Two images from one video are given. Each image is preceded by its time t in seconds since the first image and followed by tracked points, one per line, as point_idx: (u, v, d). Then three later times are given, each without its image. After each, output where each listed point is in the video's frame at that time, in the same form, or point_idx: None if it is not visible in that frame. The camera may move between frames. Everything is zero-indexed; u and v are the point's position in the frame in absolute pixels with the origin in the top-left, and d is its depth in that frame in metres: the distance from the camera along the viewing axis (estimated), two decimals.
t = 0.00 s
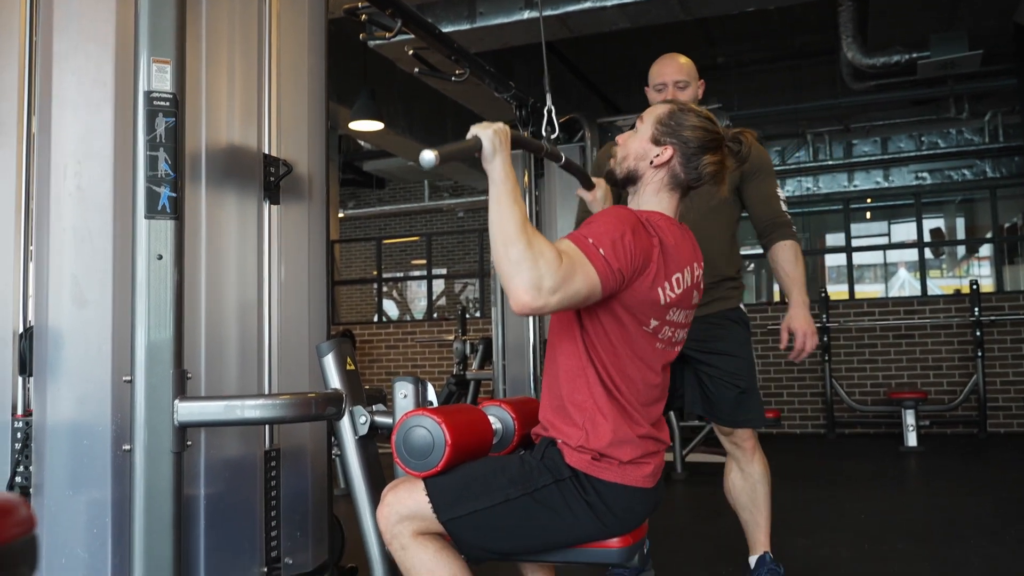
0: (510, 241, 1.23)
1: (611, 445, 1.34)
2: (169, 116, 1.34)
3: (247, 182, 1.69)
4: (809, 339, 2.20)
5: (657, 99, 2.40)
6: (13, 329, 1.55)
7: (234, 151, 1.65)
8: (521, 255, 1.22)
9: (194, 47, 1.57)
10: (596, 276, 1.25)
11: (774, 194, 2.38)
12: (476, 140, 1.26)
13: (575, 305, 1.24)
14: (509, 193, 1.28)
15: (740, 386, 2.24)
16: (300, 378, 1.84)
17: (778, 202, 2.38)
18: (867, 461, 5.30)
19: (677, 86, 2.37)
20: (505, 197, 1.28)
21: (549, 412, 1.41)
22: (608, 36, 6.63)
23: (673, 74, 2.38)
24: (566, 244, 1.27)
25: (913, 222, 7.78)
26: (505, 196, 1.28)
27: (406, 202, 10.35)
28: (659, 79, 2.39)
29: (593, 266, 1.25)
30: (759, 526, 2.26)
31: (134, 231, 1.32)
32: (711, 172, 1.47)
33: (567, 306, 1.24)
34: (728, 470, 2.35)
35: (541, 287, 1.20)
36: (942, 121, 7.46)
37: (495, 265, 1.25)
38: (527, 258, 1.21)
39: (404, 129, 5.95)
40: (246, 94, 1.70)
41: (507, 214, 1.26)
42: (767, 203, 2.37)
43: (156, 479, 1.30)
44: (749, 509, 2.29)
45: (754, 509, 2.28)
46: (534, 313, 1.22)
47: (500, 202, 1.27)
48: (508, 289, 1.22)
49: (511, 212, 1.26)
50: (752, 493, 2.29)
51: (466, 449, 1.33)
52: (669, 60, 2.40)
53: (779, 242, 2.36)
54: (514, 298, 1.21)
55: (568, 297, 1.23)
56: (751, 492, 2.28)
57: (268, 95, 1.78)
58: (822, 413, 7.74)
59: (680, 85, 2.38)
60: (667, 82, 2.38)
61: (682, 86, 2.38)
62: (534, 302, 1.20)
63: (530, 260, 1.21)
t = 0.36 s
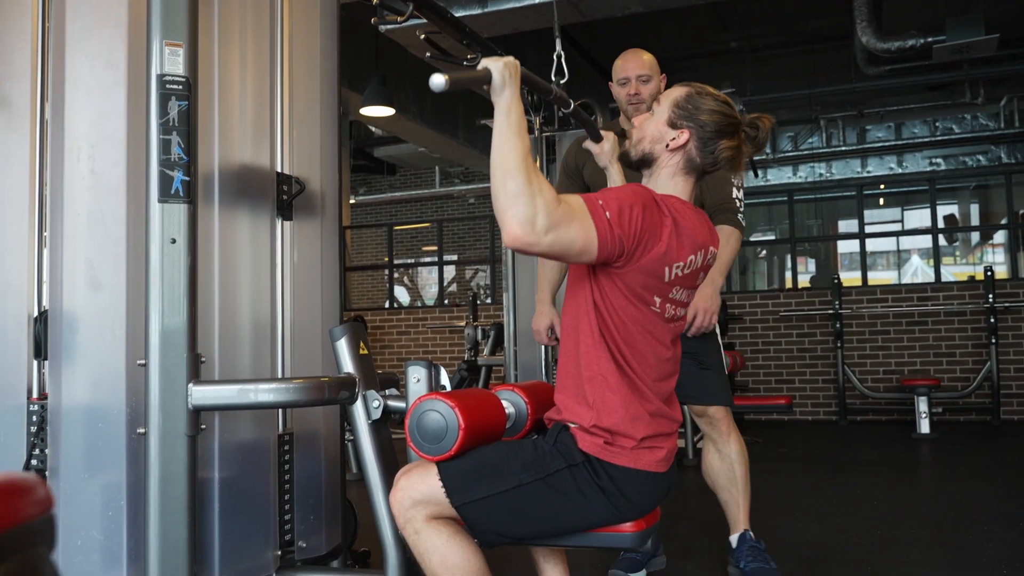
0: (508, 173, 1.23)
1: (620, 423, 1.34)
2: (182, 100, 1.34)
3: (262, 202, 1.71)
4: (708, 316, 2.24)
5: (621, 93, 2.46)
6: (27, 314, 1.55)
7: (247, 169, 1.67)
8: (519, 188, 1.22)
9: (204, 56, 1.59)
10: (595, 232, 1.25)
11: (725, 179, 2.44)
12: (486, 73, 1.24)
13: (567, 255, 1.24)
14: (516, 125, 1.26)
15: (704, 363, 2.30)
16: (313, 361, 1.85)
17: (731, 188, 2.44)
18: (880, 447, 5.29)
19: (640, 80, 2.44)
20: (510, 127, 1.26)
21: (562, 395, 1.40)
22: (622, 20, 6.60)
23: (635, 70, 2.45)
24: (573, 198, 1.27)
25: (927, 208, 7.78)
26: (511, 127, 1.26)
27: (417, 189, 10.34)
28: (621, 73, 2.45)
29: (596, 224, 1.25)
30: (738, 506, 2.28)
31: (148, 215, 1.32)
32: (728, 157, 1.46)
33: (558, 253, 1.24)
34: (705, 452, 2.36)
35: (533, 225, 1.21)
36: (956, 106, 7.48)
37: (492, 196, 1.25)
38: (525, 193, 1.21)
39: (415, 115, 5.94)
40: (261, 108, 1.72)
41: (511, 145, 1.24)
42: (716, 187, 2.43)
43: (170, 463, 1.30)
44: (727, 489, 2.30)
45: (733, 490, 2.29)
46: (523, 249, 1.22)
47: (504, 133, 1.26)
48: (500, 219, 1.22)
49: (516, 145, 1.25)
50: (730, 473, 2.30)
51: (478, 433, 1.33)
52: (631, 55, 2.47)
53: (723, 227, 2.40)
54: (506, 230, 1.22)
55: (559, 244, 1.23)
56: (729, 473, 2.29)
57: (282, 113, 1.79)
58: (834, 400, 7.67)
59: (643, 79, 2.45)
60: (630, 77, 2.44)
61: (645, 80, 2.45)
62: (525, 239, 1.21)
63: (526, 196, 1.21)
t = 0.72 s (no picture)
0: (524, 132, 1.25)
1: (642, 413, 1.33)
2: (205, 94, 1.34)
3: (285, 227, 1.71)
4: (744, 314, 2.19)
5: (629, 90, 2.45)
6: (53, 307, 1.56)
7: (271, 196, 1.68)
8: (535, 146, 1.24)
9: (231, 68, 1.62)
10: (610, 206, 1.26)
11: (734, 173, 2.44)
12: (505, 28, 1.26)
13: (578, 223, 1.26)
14: (534, 84, 1.28)
15: (711, 363, 2.28)
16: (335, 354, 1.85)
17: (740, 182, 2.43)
18: (902, 444, 5.25)
19: (648, 77, 2.43)
20: (528, 85, 1.28)
21: (586, 388, 1.39)
22: (643, 13, 6.57)
23: (643, 66, 2.44)
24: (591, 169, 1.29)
25: (950, 204, 7.66)
26: (528, 85, 1.28)
27: (436, 184, 10.33)
28: (630, 70, 2.44)
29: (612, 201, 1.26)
30: (730, 504, 2.27)
31: (172, 209, 1.32)
32: (755, 153, 1.45)
33: (569, 218, 1.25)
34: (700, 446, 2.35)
35: (545, 184, 1.23)
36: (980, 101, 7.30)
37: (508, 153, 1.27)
38: (540, 151, 1.24)
39: (434, 110, 5.94)
40: (285, 139, 1.73)
41: (530, 103, 1.27)
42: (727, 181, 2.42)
43: (194, 455, 1.30)
44: (721, 485, 2.30)
45: (727, 487, 2.28)
46: (536, 207, 1.25)
47: (522, 91, 1.27)
48: (515, 174, 1.24)
49: (535, 103, 1.27)
50: (725, 471, 2.29)
51: (500, 427, 1.33)
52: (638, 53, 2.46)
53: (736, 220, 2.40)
54: (520, 185, 1.24)
55: (570, 208, 1.24)
56: (724, 470, 2.28)
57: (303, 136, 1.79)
58: (855, 397, 7.67)
59: (651, 76, 2.44)
60: (637, 73, 2.43)
61: (652, 77, 2.44)
62: (538, 197, 1.23)
63: (540, 155, 1.24)
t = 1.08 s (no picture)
0: (540, 99, 1.26)
1: (658, 411, 1.33)
2: (222, 97, 1.34)
3: (301, 257, 1.71)
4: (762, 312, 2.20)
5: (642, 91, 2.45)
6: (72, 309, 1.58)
7: (286, 227, 1.67)
8: (552, 112, 1.25)
9: (245, 83, 1.61)
10: (621, 190, 1.25)
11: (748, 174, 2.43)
12: None
13: (589, 198, 1.26)
14: (548, 50, 1.29)
15: (727, 364, 2.27)
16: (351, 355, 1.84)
17: (755, 184, 2.44)
18: (918, 445, 5.21)
19: (661, 77, 2.42)
20: (542, 51, 1.29)
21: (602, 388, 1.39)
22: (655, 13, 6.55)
23: (657, 67, 2.44)
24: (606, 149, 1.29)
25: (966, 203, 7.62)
26: (543, 51, 1.29)
27: (448, 184, 10.34)
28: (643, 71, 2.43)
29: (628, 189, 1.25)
30: (746, 507, 2.26)
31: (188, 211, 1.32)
32: (772, 154, 1.45)
33: (579, 191, 1.25)
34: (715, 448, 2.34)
35: (560, 151, 1.23)
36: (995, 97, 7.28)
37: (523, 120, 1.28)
38: (556, 118, 1.25)
39: (447, 111, 5.94)
40: (301, 169, 1.72)
41: (547, 71, 1.28)
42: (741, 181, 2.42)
43: (212, 456, 1.30)
44: (736, 488, 2.28)
45: (742, 489, 2.27)
46: (549, 173, 1.25)
47: (537, 57, 1.29)
48: (531, 139, 1.25)
49: (551, 69, 1.29)
50: (740, 473, 2.28)
51: (516, 427, 1.33)
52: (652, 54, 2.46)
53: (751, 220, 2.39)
54: (535, 150, 1.25)
55: (581, 182, 1.25)
56: (739, 472, 2.27)
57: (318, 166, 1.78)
58: (871, 397, 7.63)
59: (665, 76, 2.43)
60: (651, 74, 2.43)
61: (666, 77, 2.43)
62: (552, 164, 1.24)
63: (556, 121, 1.24)
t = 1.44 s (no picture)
0: (559, 62, 1.26)
1: (666, 407, 1.32)
2: (232, 100, 1.34)
3: (310, 290, 1.67)
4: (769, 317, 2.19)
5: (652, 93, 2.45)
6: (83, 311, 1.58)
7: (296, 259, 1.64)
8: (571, 77, 1.25)
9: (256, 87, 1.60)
10: (632, 169, 1.26)
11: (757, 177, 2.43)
12: None
13: (600, 169, 1.26)
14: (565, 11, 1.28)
15: (736, 366, 2.28)
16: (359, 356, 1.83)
17: (763, 186, 2.43)
18: (928, 447, 5.19)
19: (671, 79, 2.42)
20: (560, 11, 1.28)
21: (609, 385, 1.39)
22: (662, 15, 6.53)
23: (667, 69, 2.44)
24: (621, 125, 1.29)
25: (975, 204, 7.59)
26: (559, 13, 1.28)
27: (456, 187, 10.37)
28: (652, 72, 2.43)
29: (639, 173, 1.25)
30: (755, 509, 2.25)
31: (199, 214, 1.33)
32: (778, 155, 1.45)
33: (592, 159, 1.26)
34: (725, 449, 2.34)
35: (579, 115, 1.24)
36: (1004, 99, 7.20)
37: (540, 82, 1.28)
38: (576, 81, 1.25)
39: (454, 113, 5.95)
40: (308, 199, 1.70)
41: (563, 34, 1.27)
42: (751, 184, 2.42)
43: (222, 458, 1.31)
44: (745, 490, 2.28)
45: (752, 491, 2.27)
46: (567, 135, 1.26)
47: (554, 17, 1.28)
48: (549, 101, 1.26)
49: (568, 34, 1.28)
50: (750, 475, 2.27)
51: (525, 429, 1.33)
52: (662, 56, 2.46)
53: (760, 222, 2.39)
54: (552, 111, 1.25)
55: (594, 150, 1.25)
56: (748, 473, 2.27)
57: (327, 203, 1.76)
58: (879, 399, 7.62)
59: (674, 78, 2.43)
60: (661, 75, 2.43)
61: (676, 78, 2.43)
62: (570, 128, 1.25)
63: (575, 85, 1.25)
